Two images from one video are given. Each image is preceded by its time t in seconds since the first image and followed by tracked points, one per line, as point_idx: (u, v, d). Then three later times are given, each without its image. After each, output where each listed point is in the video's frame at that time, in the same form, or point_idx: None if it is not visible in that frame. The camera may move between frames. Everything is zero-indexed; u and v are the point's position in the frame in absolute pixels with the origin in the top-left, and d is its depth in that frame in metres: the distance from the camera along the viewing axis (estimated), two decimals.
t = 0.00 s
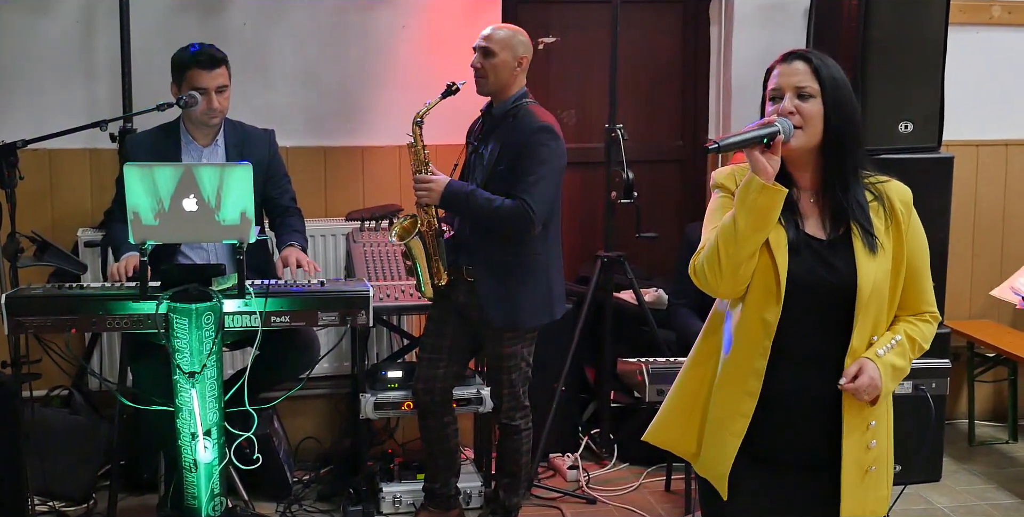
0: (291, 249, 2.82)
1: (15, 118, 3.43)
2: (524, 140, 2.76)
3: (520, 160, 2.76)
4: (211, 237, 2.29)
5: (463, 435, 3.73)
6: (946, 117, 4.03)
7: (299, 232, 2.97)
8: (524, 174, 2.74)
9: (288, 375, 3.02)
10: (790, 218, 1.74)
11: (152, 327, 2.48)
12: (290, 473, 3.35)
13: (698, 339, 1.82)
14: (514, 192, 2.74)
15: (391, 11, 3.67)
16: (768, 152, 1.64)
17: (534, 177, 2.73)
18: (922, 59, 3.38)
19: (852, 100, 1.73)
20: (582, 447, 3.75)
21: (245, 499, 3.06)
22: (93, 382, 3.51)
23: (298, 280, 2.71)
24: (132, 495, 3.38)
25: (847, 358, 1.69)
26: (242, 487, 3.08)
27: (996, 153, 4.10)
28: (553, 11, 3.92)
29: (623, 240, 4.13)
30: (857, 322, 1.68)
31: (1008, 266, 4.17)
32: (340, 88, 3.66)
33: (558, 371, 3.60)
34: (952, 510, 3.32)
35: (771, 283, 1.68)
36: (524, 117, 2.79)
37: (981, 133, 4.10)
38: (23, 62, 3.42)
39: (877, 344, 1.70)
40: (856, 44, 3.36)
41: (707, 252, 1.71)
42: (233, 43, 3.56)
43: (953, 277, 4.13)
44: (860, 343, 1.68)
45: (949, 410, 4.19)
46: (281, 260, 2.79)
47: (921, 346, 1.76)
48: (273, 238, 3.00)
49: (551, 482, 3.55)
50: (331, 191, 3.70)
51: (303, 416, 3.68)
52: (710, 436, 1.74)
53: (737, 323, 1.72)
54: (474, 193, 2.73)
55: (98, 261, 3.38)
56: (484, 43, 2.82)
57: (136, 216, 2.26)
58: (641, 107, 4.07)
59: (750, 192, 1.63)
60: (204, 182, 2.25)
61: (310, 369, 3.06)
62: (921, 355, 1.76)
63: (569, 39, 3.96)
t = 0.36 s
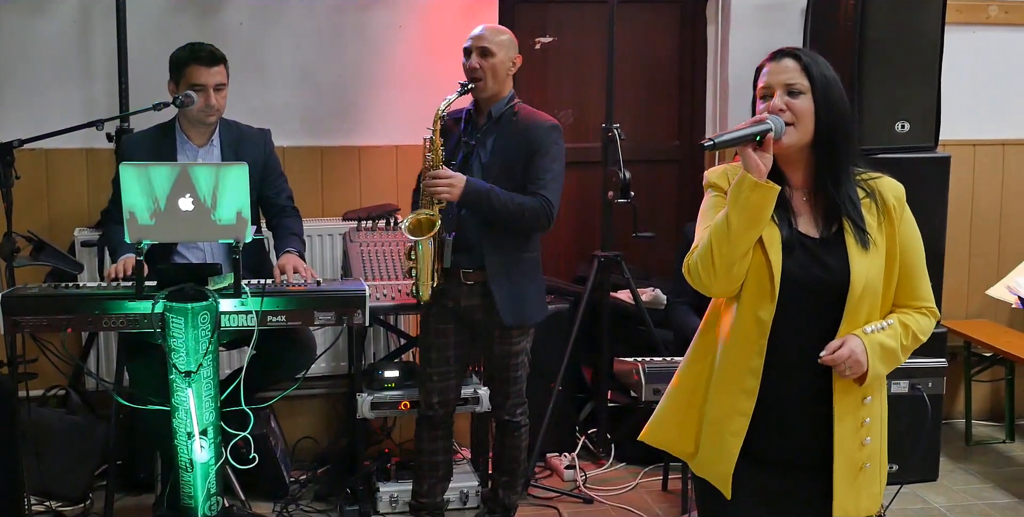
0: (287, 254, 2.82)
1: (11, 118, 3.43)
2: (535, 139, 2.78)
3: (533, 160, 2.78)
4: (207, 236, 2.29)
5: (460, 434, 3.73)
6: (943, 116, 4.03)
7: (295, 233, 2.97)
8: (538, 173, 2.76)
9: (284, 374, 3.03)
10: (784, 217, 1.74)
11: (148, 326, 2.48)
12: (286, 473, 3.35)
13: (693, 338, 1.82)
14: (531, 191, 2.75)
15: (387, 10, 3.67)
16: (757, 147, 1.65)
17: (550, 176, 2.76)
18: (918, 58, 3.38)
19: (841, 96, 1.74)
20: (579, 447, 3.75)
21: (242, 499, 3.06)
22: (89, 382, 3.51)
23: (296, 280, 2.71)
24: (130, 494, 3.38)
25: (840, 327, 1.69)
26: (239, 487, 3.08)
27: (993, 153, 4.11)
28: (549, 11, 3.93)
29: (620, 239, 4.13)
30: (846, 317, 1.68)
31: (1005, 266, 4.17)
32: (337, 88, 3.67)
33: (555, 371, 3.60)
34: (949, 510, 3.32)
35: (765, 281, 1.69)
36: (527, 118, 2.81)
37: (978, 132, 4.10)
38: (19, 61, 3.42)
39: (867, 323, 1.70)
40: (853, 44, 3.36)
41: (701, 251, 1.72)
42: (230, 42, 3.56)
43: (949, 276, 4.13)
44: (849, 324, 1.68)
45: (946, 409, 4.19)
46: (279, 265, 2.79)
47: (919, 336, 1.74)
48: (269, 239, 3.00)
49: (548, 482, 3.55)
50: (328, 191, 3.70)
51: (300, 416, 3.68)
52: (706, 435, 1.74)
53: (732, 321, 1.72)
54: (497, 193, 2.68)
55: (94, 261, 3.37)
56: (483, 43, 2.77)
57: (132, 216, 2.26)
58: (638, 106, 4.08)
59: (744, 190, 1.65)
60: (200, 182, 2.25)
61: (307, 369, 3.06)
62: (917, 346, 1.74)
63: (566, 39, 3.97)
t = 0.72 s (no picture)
0: (281, 255, 2.81)
1: (7, 118, 3.43)
2: (519, 137, 2.86)
3: (517, 157, 2.86)
4: (202, 237, 2.29)
5: (456, 435, 3.73)
6: (938, 117, 4.04)
7: (288, 234, 2.96)
8: (524, 170, 2.86)
9: (281, 375, 3.02)
10: (766, 218, 1.75)
11: (143, 327, 2.47)
12: (282, 473, 3.35)
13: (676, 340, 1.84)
14: (520, 187, 2.84)
15: (383, 11, 3.67)
16: (739, 150, 1.66)
17: (534, 171, 2.88)
18: (914, 59, 3.38)
19: (829, 97, 1.73)
20: (575, 447, 3.75)
21: (237, 499, 3.06)
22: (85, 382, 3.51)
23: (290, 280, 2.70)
24: (126, 495, 3.39)
25: (823, 364, 1.69)
26: (235, 487, 3.08)
27: (989, 153, 4.11)
28: (546, 12, 3.93)
29: (616, 240, 4.13)
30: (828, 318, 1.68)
31: (1001, 267, 4.17)
32: (333, 89, 3.67)
33: (551, 371, 3.61)
34: (945, 510, 3.32)
35: (743, 283, 1.70)
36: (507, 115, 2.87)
37: (974, 133, 4.11)
38: (15, 62, 3.42)
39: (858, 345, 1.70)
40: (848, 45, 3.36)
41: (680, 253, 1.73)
42: (226, 43, 3.56)
43: (946, 277, 4.13)
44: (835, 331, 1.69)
45: (943, 410, 4.19)
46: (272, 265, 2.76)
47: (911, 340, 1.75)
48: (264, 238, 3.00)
49: (544, 482, 3.55)
50: (324, 191, 3.70)
51: (296, 416, 3.69)
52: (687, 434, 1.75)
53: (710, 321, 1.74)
54: (499, 194, 2.74)
55: (90, 261, 3.37)
56: (468, 44, 2.73)
57: (127, 217, 2.26)
58: (634, 107, 4.08)
59: (721, 193, 1.66)
60: (195, 182, 2.25)
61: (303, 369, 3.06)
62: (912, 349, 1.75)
63: (562, 39, 3.97)
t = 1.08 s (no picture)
0: (283, 247, 2.78)
1: (4, 119, 3.43)
2: (490, 137, 2.97)
3: (491, 157, 2.97)
4: (199, 238, 2.29)
5: (453, 436, 3.73)
6: (935, 119, 4.04)
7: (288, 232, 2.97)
8: (497, 169, 2.98)
9: (278, 376, 3.03)
10: (739, 220, 1.79)
11: (139, 328, 2.45)
12: (278, 473, 3.35)
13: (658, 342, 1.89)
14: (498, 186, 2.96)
15: (380, 12, 3.67)
16: (710, 158, 1.68)
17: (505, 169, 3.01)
18: (911, 61, 3.38)
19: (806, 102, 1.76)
20: (572, 448, 3.75)
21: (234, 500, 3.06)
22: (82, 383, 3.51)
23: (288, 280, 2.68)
24: (122, 496, 3.38)
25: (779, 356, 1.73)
26: (231, 488, 3.08)
27: (985, 155, 4.11)
28: (543, 13, 3.93)
29: (612, 242, 4.13)
30: (794, 318, 1.72)
31: (997, 269, 4.18)
32: (329, 90, 3.67)
33: (547, 372, 3.61)
34: (940, 512, 3.32)
35: (716, 287, 1.75)
36: (476, 116, 2.97)
37: (970, 135, 4.11)
38: (12, 62, 3.42)
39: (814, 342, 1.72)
40: (845, 46, 3.35)
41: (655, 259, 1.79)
42: (223, 44, 3.56)
43: (942, 279, 4.14)
44: (796, 331, 1.72)
45: (939, 411, 4.20)
46: (275, 256, 2.75)
47: (872, 349, 1.72)
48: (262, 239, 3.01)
49: (540, 483, 3.56)
50: (321, 192, 3.71)
51: (293, 417, 3.69)
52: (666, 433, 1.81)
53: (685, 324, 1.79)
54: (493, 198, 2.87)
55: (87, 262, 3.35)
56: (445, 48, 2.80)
57: (123, 218, 2.26)
58: (631, 109, 4.08)
59: (692, 202, 1.70)
60: (191, 184, 2.26)
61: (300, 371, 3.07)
62: (871, 358, 1.72)
63: (559, 40, 3.97)
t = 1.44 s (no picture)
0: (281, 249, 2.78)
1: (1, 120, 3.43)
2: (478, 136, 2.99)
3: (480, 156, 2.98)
4: (195, 239, 2.29)
5: (451, 437, 3.73)
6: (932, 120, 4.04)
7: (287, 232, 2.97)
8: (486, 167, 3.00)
9: (276, 378, 3.02)
10: (715, 215, 1.79)
11: (135, 330, 2.44)
12: (276, 474, 3.35)
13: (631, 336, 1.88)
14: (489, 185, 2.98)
15: (377, 12, 3.67)
16: (686, 150, 1.71)
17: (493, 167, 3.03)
18: (909, 62, 3.37)
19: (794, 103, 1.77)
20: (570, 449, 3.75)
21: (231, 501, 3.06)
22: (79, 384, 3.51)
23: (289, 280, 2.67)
24: (119, 498, 3.38)
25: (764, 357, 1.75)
26: (229, 490, 3.08)
27: (983, 156, 4.12)
28: (541, 14, 3.93)
29: (610, 243, 4.13)
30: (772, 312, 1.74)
31: (995, 270, 4.18)
32: (326, 90, 3.67)
33: (545, 373, 3.61)
34: (938, 512, 3.32)
35: (692, 280, 1.75)
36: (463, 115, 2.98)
37: (968, 136, 4.11)
38: (9, 63, 3.41)
39: (799, 340, 1.75)
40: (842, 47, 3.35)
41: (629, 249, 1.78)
42: (220, 44, 3.56)
43: (940, 279, 4.14)
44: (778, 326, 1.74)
45: (937, 412, 4.20)
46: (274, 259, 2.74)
47: (854, 342, 1.78)
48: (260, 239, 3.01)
49: (538, 484, 3.56)
50: (319, 193, 3.71)
51: (291, 418, 3.69)
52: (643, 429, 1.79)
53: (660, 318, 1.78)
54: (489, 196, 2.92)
55: (84, 264, 3.35)
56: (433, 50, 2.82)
57: (118, 220, 2.25)
58: (628, 110, 4.08)
59: (668, 192, 1.71)
60: (187, 185, 2.25)
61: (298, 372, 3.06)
62: (854, 352, 1.77)
63: (557, 41, 3.97)
